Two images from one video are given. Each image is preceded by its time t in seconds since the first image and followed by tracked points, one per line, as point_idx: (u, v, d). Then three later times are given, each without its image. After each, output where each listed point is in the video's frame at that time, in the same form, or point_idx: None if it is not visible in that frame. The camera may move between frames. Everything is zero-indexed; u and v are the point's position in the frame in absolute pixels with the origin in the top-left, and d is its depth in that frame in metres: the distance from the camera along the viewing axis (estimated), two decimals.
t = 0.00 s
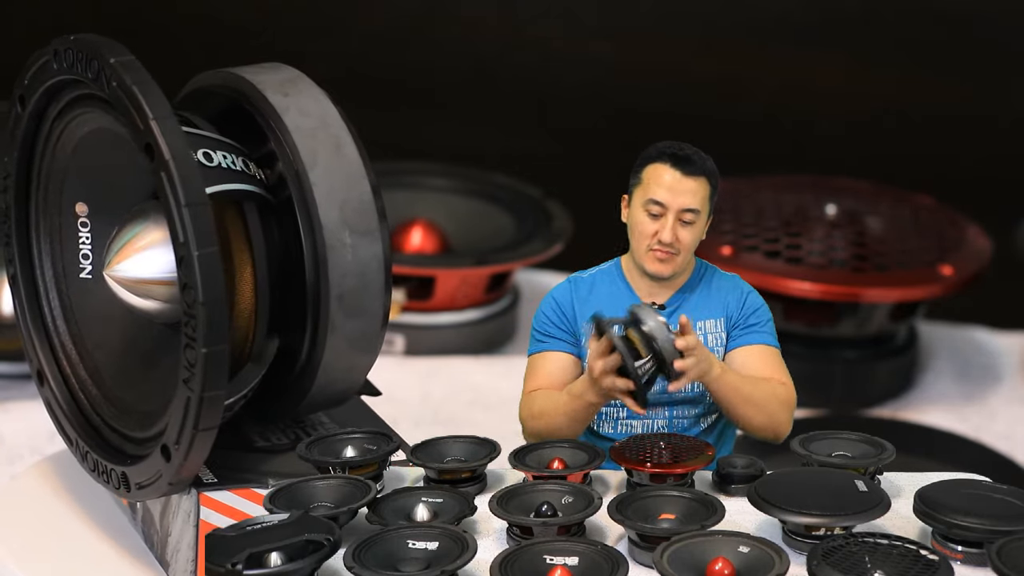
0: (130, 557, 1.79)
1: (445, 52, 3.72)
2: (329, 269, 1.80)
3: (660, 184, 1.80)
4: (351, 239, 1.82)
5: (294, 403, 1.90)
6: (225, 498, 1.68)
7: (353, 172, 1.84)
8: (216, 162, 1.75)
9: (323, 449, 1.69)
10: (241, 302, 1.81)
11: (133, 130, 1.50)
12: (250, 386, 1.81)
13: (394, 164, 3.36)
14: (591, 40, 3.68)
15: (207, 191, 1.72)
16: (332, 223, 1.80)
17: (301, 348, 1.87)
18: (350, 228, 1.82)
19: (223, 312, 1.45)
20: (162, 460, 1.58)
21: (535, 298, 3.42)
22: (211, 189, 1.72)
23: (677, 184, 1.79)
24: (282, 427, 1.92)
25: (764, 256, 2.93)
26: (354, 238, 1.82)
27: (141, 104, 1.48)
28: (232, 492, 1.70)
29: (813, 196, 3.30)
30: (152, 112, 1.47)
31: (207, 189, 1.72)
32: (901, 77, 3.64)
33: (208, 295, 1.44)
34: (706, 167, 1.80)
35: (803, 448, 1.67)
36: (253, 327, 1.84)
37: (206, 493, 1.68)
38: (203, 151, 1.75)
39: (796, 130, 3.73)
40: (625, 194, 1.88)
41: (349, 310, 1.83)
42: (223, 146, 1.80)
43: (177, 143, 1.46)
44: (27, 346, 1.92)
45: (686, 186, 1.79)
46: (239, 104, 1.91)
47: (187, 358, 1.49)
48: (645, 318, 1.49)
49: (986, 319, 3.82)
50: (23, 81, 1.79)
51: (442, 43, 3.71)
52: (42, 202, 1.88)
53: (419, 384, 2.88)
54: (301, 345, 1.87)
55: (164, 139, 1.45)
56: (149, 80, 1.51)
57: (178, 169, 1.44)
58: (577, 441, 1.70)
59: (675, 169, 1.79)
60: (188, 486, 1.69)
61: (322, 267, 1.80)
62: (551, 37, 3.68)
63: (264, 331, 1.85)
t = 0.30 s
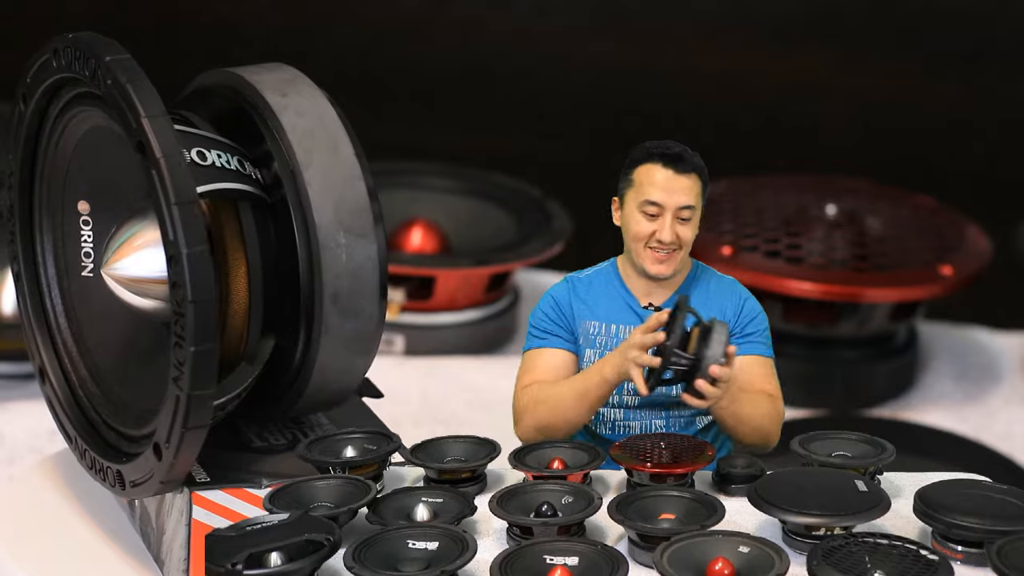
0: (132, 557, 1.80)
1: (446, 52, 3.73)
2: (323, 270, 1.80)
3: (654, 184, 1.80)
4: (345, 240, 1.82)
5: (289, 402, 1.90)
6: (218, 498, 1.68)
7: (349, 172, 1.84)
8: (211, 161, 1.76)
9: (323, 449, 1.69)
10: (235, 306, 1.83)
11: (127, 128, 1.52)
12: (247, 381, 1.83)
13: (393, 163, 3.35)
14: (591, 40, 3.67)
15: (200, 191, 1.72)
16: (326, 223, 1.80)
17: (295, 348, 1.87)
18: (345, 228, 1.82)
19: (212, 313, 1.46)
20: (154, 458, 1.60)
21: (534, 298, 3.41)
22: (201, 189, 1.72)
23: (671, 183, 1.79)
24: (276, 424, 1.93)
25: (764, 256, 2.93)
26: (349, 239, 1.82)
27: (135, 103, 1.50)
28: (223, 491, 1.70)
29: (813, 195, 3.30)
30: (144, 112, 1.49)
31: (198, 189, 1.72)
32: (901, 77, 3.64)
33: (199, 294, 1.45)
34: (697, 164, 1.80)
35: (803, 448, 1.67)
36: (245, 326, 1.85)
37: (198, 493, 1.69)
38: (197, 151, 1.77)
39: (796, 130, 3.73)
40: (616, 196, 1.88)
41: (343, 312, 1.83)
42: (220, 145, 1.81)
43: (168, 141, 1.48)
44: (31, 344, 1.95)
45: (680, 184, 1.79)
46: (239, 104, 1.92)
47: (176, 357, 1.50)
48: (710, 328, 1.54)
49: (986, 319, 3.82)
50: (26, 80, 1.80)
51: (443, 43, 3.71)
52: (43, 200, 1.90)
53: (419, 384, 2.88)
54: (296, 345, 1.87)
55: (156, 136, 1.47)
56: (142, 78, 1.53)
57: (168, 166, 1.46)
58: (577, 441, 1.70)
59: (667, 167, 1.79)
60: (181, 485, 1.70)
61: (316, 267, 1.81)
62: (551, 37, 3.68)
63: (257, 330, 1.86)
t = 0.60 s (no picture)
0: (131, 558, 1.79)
1: (447, 52, 3.73)
2: (316, 271, 1.80)
3: (666, 186, 1.81)
4: (339, 240, 1.82)
5: (283, 403, 1.90)
6: (211, 498, 1.68)
7: (345, 172, 1.84)
8: (204, 160, 1.76)
9: (323, 449, 1.69)
10: (230, 307, 1.83)
11: (120, 125, 1.53)
12: (241, 381, 1.81)
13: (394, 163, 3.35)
14: (591, 40, 3.67)
15: (190, 190, 1.71)
16: (320, 224, 1.80)
17: (290, 349, 1.87)
18: (339, 229, 1.82)
19: (199, 310, 1.47)
20: (145, 457, 1.60)
21: (535, 298, 3.41)
22: (191, 187, 1.71)
23: (683, 185, 1.80)
24: (274, 425, 1.93)
25: (764, 256, 2.93)
26: (343, 239, 1.82)
27: (127, 101, 1.51)
28: (216, 491, 1.69)
29: (814, 195, 3.30)
30: (136, 109, 1.50)
31: (188, 187, 1.71)
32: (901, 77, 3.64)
33: (189, 292, 1.46)
34: (706, 168, 1.82)
35: (803, 448, 1.67)
36: (237, 325, 1.85)
37: (190, 491, 1.69)
38: (190, 150, 1.76)
39: (796, 129, 3.73)
40: (623, 199, 1.88)
41: (338, 313, 1.83)
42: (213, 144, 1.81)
43: (159, 139, 1.49)
44: (34, 343, 1.95)
45: (692, 186, 1.80)
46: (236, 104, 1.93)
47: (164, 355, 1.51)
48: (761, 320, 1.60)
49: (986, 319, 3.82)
50: (28, 78, 1.80)
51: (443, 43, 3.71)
52: (47, 199, 1.89)
53: (419, 384, 2.88)
54: (290, 346, 1.87)
55: (147, 134, 1.48)
56: (136, 76, 1.54)
57: (159, 163, 1.47)
58: (577, 441, 1.70)
59: (678, 169, 1.81)
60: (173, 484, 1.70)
61: (311, 268, 1.81)
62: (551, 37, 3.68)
63: (251, 331, 1.86)
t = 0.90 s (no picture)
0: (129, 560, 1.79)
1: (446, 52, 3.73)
2: (309, 270, 1.81)
3: (667, 186, 1.82)
4: (333, 241, 1.82)
5: (275, 403, 1.90)
6: (203, 497, 1.67)
7: (341, 173, 1.85)
8: (198, 158, 1.75)
9: (323, 449, 1.69)
10: (224, 306, 1.83)
11: (114, 123, 1.54)
12: (235, 381, 1.82)
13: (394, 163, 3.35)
14: (591, 41, 3.67)
15: (182, 188, 1.71)
16: (314, 224, 1.81)
17: (283, 349, 1.87)
18: (333, 229, 1.82)
19: (189, 309, 1.49)
20: (137, 454, 1.61)
21: (535, 298, 3.41)
22: (183, 186, 1.70)
23: (687, 185, 1.82)
24: (270, 424, 1.93)
25: (764, 256, 2.93)
26: (337, 239, 1.82)
27: (120, 98, 1.52)
28: (208, 490, 1.68)
29: (814, 195, 3.30)
30: (128, 107, 1.51)
31: (178, 186, 1.70)
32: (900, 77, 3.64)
33: (177, 291, 1.48)
34: (707, 168, 1.83)
35: (803, 447, 1.67)
36: (231, 324, 1.83)
37: (183, 490, 1.67)
38: (183, 148, 1.76)
39: (796, 129, 3.73)
40: (623, 199, 1.89)
41: (332, 313, 1.84)
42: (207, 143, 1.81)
43: (150, 137, 1.50)
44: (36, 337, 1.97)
45: (694, 187, 1.82)
46: (236, 104, 1.93)
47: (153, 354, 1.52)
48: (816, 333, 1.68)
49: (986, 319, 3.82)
50: (31, 75, 1.81)
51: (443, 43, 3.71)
52: (51, 196, 1.92)
53: (419, 384, 2.88)
54: (284, 346, 1.87)
55: (139, 131, 1.49)
56: (131, 75, 1.55)
57: (150, 160, 1.48)
58: (577, 441, 1.70)
59: (678, 168, 1.82)
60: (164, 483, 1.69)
61: (304, 268, 1.81)
62: (551, 37, 3.68)
63: (244, 331, 1.84)
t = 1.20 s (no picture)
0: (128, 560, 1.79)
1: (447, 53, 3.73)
2: (303, 271, 1.80)
3: (644, 185, 1.82)
4: (328, 241, 1.82)
5: (269, 402, 1.90)
6: (195, 497, 1.68)
7: (336, 174, 1.84)
8: (192, 157, 1.75)
9: (323, 449, 1.69)
10: (218, 304, 1.83)
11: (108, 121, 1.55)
12: (230, 380, 1.82)
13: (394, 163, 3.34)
14: (592, 41, 3.67)
15: (173, 187, 1.71)
16: (309, 223, 1.80)
17: (279, 349, 1.87)
18: (328, 229, 1.82)
19: (178, 308, 1.50)
20: (130, 453, 1.64)
21: (535, 298, 3.41)
22: (173, 184, 1.71)
23: (660, 183, 1.81)
24: (267, 424, 1.93)
25: (764, 256, 2.93)
26: (331, 240, 1.82)
27: (113, 96, 1.53)
28: (201, 490, 1.68)
29: (814, 195, 3.30)
30: (121, 105, 1.52)
31: (169, 184, 1.70)
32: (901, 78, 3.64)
33: (166, 288, 1.48)
34: (687, 161, 1.82)
35: (803, 448, 1.67)
36: (225, 327, 1.85)
37: (175, 489, 1.68)
38: (177, 147, 1.76)
39: (796, 129, 3.73)
40: (608, 202, 1.89)
41: (326, 314, 1.83)
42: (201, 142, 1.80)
43: (142, 135, 1.51)
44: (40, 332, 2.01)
45: (669, 183, 1.81)
46: (235, 104, 1.93)
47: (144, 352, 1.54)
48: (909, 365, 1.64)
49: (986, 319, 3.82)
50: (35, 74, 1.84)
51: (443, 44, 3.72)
52: (55, 194, 1.95)
53: (419, 384, 2.88)
54: (279, 347, 1.87)
55: (131, 130, 1.50)
56: (126, 73, 1.57)
57: (140, 159, 1.49)
58: (577, 441, 1.69)
59: (654, 167, 1.81)
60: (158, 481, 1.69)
61: (297, 269, 1.81)
62: (551, 37, 3.68)
63: (238, 330, 1.86)
